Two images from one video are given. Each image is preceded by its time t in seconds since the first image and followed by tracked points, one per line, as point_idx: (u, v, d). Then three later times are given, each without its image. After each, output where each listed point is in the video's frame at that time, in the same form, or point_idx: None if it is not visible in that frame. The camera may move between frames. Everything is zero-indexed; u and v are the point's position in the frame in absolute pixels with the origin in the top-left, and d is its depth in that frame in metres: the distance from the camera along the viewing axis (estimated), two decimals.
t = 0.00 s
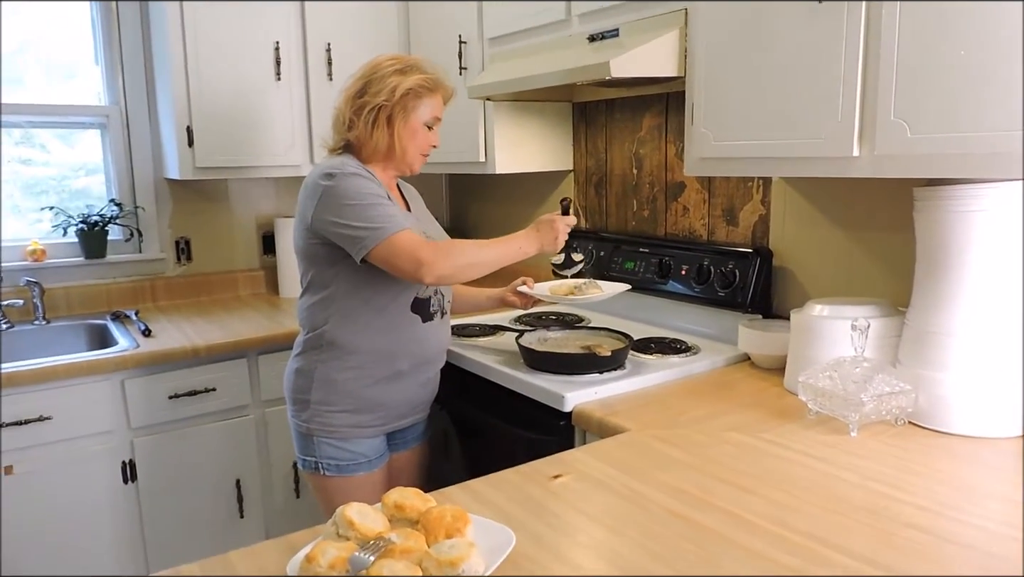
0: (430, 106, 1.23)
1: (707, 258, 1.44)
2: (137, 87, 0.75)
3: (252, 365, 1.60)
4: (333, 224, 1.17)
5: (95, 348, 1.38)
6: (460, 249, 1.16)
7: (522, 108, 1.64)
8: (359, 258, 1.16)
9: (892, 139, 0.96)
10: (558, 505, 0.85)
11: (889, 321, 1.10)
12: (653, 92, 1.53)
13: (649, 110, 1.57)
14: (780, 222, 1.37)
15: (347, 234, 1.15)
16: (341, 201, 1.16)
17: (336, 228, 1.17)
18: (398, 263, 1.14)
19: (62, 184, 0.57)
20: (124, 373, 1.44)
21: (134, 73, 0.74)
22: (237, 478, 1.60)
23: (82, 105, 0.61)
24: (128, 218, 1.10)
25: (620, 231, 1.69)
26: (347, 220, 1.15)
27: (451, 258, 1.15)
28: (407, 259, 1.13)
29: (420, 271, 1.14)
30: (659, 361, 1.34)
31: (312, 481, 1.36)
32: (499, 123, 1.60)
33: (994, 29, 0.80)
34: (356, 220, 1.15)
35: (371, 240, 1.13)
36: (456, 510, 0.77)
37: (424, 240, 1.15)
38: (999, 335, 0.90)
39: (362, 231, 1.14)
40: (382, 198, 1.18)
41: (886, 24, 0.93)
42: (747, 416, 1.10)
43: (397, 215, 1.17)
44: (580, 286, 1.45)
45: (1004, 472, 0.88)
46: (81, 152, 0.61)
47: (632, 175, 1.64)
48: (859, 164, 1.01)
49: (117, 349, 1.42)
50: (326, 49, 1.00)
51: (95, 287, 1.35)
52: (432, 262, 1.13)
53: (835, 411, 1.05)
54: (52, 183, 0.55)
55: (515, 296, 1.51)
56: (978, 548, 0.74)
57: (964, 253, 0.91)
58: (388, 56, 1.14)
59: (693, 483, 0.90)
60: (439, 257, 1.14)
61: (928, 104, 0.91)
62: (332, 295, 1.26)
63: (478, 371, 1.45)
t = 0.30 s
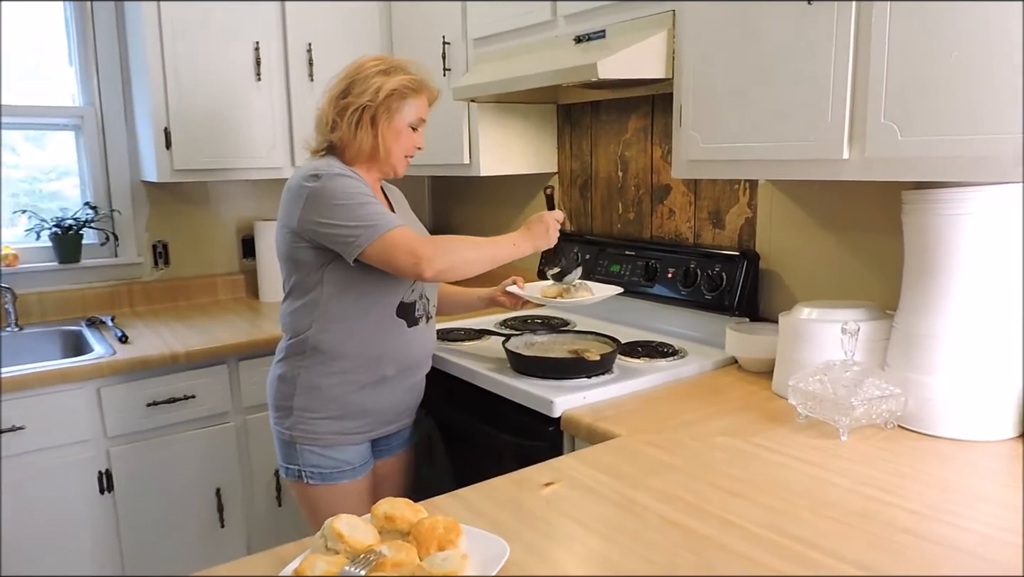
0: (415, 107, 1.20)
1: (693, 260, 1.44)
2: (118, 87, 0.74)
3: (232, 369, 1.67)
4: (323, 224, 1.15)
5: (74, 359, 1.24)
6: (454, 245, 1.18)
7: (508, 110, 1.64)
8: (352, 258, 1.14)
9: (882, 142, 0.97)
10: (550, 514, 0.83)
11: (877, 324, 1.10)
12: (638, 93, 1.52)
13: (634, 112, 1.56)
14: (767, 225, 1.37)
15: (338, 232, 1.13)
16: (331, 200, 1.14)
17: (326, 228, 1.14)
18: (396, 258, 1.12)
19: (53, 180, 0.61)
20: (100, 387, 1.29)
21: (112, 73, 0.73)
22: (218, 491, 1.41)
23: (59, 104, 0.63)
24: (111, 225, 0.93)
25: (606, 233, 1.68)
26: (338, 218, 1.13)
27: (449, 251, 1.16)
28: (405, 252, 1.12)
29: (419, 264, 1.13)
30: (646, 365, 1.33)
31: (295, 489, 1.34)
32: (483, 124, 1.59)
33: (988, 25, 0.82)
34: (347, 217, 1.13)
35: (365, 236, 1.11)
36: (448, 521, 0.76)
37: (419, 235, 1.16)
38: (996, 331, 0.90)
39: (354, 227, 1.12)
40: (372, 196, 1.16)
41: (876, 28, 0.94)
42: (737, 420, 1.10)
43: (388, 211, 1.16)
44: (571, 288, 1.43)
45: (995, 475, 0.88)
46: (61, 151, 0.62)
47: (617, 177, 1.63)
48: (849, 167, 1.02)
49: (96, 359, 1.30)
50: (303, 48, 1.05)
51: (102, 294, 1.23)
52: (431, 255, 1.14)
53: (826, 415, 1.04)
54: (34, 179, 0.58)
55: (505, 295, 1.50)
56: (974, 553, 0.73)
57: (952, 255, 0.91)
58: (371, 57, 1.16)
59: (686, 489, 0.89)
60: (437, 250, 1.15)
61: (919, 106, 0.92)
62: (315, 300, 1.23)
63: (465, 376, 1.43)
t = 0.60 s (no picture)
0: (426, 101, 1.20)
1: (702, 258, 1.44)
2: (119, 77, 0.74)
3: (237, 364, 1.62)
4: (333, 216, 1.14)
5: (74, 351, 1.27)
6: (466, 236, 1.17)
7: (515, 105, 1.63)
8: (363, 250, 1.13)
9: (899, 140, 0.96)
10: (563, 511, 0.83)
11: (891, 324, 1.10)
12: (648, 90, 1.51)
13: (643, 108, 1.55)
14: (777, 222, 1.36)
15: (349, 224, 1.12)
16: (341, 192, 1.13)
17: (337, 220, 1.14)
18: (407, 249, 1.11)
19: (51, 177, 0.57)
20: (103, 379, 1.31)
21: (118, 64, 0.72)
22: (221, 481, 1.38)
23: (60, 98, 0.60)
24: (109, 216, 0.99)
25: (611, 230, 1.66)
26: (349, 210, 1.12)
27: (460, 243, 1.15)
28: (416, 243, 1.11)
29: (431, 255, 1.12)
30: (655, 361, 1.33)
31: (301, 485, 1.33)
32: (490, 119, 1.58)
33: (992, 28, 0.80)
34: (357, 209, 1.12)
35: (376, 227, 1.11)
36: (462, 518, 0.75)
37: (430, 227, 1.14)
38: (998, 333, 0.88)
39: (365, 219, 1.11)
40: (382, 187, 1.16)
41: (894, 25, 0.93)
42: (749, 420, 1.09)
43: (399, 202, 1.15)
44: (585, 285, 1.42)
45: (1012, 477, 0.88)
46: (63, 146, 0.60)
47: (625, 173, 1.62)
48: (865, 164, 1.01)
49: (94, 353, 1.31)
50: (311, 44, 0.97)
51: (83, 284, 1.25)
52: (442, 246, 1.13)
53: (838, 415, 1.05)
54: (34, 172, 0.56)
55: (517, 290, 1.50)
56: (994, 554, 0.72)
57: (969, 253, 0.89)
58: (385, 49, 1.09)
59: (699, 488, 0.88)
60: (448, 241, 1.14)
61: (937, 105, 0.91)
62: (324, 295, 1.23)
63: (473, 373, 1.42)
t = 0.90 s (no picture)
0: (431, 108, 1.25)
1: (703, 266, 1.45)
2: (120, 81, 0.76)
3: (235, 372, 1.58)
4: (337, 223, 1.14)
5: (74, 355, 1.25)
6: (470, 245, 1.16)
7: (516, 112, 1.63)
8: (367, 256, 1.12)
9: (905, 151, 0.96)
10: (570, 521, 0.82)
11: (895, 334, 1.10)
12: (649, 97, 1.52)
13: (644, 115, 1.55)
14: (778, 229, 1.37)
15: (353, 230, 1.12)
16: (346, 197, 1.12)
17: (341, 226, 1.13)
18: (410, 256, 1.11)
19: (43, 177, 0.59)
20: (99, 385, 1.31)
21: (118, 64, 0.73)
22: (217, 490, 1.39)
23: (59, 100, 0.62)
24: (109, 221, 0.90)
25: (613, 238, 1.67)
26: (353, 216, 1.12)
27: (465, 251, 1.15)
28: (420, 250, 1.11)
29: (435, 263, 1.12)
30: (657, 370, 1.34)
31: (301, 492, 1.32)
32: (491, 125, 1.58)
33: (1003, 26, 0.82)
34: (362, 215, 1.11)
35: (381, 234, 1.10)
36: (470, 529, 0.75)
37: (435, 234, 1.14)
38: (998, 346, 0.87)
39: (369, 225, 1.11)
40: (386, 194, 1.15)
41: (901, 36, 0.94)
42: (752, 431, 1.09)
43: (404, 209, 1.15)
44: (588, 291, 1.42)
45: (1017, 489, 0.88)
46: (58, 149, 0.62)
47: (626, 181, 1.62)
48: (870, 175, 1.01)
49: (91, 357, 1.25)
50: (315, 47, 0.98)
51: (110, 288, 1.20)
52: (446, 254, 1.12)
53: (843, 425, 1.05)
54: (26, 173, 0.57)
55: (520, 297, 1.51)
56: (1003, 566, 0.72)
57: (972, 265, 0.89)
58: (391, 56, 1.14)
59: (706, 498, 0.88)
60: (453, 249, 1.14)
61: (941, 116, 0.92)
62: (327, 301, 1.22)
63: (474, 380, 1.42)
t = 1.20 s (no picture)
0: (440, 110, 1.26)
1: (711, 269, 1.46)
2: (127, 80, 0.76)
3: (240, 373, 1.68)
4: (346, 224, 1.13)
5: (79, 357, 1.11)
6: (479, 250, 1.16)
7: (523, 114, 1.63)
8: (375, 259, 1.12)
9: (919, 153, 0.98)
10: (581, 524, 0.82)
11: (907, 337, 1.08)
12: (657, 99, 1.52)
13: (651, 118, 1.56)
14: (787, 234, 1.38)
15: (362, 231, 1.11)
16: (355, 199, 1.12)
17: (350, 227, 1.13)
18: (418, 260, 1.10)
19: (44, 177, 0.61)
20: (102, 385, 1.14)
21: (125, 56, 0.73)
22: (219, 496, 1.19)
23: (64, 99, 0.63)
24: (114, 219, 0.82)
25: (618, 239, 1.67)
26: (361, 217, 1.12)
27: (474, 255, 1.14)
28: (428, 253, 1.10)
29: (443, 267, 1.11)
30: (664, 373, 1.37)
31: (307, 495, 1.32)
32: (497, 127, 1.58)
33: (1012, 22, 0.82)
34: (370, 216, 1.11)
35: (390, 236, 1.10)
36: (483, 533, 0.74)
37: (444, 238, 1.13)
38: (1002, 351, 0.87)
39: (378, 227, 1.10)
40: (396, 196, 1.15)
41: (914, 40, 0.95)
42: (763, 436, 1.09)
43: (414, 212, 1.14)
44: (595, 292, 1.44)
45: None
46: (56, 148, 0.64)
47: (632, 184, 1.62)
48: (884, 177, 1.03)
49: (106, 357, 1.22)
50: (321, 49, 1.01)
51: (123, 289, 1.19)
52: (454, 258, 1.11)
53: (855, 429, 1.06)
54: (29, 175, 0.59)
55: (528, 299, 1.53)
56: None
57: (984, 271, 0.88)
58: (399, 57, 1.15)
59: (719, 502, 0.87)
60: (462, 253, 1.13)
61: (953, 119, 0.93)
62: (335, 303, 1.22)
63: (483, 382, 1.43)
